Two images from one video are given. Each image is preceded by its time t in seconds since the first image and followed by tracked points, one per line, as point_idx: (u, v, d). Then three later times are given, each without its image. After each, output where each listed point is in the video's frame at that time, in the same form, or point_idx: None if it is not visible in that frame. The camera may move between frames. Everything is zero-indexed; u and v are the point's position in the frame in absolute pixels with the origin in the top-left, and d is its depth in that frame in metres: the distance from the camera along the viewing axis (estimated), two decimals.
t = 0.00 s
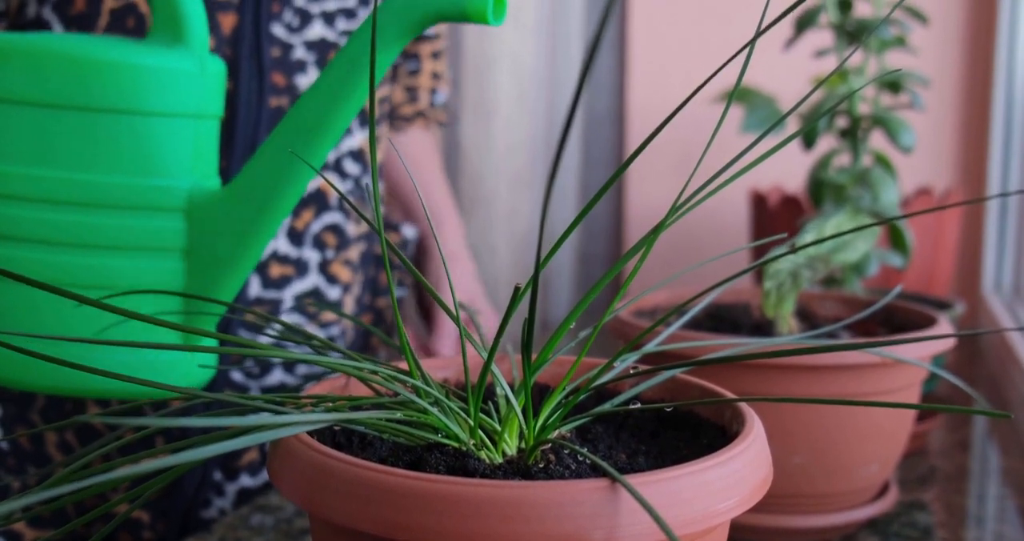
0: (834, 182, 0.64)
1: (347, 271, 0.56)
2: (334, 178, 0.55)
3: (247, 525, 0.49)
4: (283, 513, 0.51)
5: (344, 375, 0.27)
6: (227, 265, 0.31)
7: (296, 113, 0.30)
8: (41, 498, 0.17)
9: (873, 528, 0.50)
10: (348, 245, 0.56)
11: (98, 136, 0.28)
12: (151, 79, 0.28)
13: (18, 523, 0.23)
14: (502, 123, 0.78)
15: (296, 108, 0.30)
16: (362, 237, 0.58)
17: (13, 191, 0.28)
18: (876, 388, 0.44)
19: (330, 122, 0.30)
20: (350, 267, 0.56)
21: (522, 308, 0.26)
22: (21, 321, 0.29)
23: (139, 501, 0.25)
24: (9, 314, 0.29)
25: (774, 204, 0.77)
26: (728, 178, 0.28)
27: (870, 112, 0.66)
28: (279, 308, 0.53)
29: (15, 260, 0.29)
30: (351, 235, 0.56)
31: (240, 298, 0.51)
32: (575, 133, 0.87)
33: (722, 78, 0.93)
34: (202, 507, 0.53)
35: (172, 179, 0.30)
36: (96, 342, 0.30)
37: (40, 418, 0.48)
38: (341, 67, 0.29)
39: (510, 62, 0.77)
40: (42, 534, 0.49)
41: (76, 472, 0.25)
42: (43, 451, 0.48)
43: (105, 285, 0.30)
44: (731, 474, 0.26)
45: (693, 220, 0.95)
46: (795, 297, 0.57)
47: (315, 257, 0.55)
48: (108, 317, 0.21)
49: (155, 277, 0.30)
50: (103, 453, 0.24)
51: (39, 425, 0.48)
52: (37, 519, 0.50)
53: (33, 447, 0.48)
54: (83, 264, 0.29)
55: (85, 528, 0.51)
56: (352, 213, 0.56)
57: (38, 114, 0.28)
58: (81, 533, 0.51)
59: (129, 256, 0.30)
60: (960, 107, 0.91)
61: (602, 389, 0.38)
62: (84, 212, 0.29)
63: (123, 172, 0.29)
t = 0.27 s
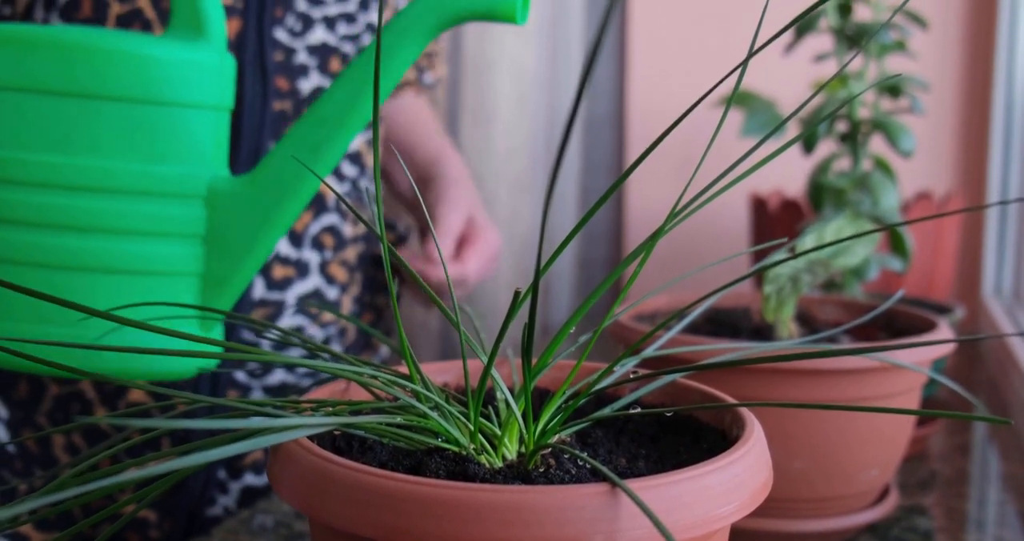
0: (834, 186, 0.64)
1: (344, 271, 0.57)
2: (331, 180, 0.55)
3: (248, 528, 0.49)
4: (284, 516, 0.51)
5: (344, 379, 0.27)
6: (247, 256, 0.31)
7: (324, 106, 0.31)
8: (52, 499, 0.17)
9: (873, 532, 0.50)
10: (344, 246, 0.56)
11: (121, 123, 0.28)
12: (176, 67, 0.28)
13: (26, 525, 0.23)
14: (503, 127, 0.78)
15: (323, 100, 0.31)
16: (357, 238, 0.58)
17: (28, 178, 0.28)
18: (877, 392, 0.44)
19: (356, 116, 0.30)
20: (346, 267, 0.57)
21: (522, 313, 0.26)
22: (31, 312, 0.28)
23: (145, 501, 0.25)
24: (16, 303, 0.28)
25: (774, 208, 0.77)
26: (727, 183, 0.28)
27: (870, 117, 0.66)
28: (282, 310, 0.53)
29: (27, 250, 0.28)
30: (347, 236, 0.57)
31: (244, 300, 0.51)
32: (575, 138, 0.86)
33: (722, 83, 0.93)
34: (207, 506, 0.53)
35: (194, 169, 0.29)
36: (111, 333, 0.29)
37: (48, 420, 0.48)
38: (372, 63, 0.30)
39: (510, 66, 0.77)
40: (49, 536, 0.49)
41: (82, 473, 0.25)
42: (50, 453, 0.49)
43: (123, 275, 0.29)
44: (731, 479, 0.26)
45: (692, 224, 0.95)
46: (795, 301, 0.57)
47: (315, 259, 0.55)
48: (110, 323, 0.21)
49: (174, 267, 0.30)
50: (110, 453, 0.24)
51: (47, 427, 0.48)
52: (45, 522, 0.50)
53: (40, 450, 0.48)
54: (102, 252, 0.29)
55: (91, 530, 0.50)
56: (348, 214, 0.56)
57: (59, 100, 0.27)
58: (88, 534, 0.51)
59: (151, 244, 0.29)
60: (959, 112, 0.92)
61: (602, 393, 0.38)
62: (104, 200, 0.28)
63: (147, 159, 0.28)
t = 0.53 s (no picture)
0: (834, 189, 0.64)
1: (341, 272, 0.57)
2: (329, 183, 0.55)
3: (249, 532, 0.49)
4: (285, 519, 0.51)
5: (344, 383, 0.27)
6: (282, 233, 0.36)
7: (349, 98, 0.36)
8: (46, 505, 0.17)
9: (874, 536, 0.50)
10: (342, 248, 0.57)
11: (168, 120, 0.31)
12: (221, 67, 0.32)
13: (33, 524, 0.24)
14: (502, 130, 0.78)
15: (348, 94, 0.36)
16: (356, 240, 0.58)
17: (81, 172, 0.31)
18: (877, 395, 0.44)
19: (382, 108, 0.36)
20: (344, 269, 0.57)
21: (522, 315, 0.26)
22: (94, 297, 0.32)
23: (148, 502, 0.25)
24: (76, 291, 0.32)
25: (773, 211, 0.77)
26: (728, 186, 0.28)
27: (870, 120, 0.66)
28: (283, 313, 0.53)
29: (80, 241, 0.31)
30: (345, 238, 0.57)
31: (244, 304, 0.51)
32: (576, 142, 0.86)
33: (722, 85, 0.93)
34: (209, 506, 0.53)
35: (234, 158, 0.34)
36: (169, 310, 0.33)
37: (53, 423, 0.48)
38: (395, 62, 0.36)
39: (510, 69, 0.77)
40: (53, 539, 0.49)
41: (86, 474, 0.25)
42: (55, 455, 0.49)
43: (172, 258, 0.33)
44: (731, 482, 0.26)
45: (693, 226, 0.95)
46: (795, 304, 0.57)
47: (314, 261, 0.55)
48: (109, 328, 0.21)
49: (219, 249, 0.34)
50: (114, 455, 0.25)
51: (52, 429, 0.48)
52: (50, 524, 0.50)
53: (44, 452, 0.48)
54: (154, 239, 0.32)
55: (96, 530, 0.51)
56: (346, 216, 0.56)
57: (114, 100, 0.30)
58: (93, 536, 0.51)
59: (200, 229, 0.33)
60: (960, 115, 0.92)
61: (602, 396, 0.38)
62: (155, 191, 0.32)
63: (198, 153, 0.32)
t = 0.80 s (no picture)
0: (834, 192, 0.64)
1: (341, 277, 0.57)
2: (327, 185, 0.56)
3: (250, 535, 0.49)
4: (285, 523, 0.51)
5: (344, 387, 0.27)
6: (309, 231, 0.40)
7: (377, 105, 0.41)
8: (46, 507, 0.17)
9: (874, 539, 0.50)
10: (342, 252, 0.57)
11: (210, 125, 0.37)
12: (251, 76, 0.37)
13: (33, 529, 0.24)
14: (502, 133, 0.78)
15: (378, 101, 0.41)
16: (356, 243, 0.58)
17: (134, 173, 0.36)
18: (877, 398, 0.44)
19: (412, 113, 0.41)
20: (344, 274, 0.57)
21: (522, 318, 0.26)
22: (137, 287, 0.36)
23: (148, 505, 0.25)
24: (129, 279, 0.36)
25: (773, 214, 0.77)
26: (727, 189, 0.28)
27: (870, 123, 0.66)
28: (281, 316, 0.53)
29: (129, 236, 0.36)
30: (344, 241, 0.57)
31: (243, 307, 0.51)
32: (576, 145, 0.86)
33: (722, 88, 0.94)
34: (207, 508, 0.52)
35: (261, 163, 0.39)
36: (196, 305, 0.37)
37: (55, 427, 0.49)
38: (429, 64, 0.41)
39: (508, 72, 0.77)
40: None
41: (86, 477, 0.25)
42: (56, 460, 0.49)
43: (208, 251, 0.37)
44: (731, 485, 0.26)
45: (693, 229, 0.95)
46: (795, 307, 0.57)
47: (312, 264, 0.55)
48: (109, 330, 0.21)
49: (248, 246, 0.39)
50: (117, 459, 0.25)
51: (53, 434, 0.48)
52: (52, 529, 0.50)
53: (46, 457, 0.48)
54: (189, 233, 0.37)
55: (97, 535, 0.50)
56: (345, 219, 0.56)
57: (155, 107, 0.35)
58: None
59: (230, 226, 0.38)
60: (959, 117, 0.92)
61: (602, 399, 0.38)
62: (198, 191, 0.37)
63: (230, 155, 0.37)
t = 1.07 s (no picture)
0: (834, 195, 0.64)
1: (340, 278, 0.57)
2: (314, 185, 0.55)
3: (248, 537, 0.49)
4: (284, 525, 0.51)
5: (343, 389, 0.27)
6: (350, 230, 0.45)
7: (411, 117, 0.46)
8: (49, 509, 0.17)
9: None
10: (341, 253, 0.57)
11: (266, 137, 0.40)
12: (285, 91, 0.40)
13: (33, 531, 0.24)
14: (502, 135, 0.77)
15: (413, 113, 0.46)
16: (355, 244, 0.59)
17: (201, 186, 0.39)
18: (877, 401, 0.44)
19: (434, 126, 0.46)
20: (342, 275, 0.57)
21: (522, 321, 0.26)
22: (199, 288, 0.40)
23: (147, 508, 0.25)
24: (197, 286, 0.40)
25: (773, 217, 0.77)
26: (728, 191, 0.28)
27: (870, 126, 0.66)
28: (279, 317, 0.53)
29: (197, 245, 0.40)
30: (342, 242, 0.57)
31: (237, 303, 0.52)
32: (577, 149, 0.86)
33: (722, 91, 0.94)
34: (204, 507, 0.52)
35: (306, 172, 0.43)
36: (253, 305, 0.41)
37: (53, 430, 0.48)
38: (460, 78, 0.46)
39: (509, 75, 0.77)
40: None
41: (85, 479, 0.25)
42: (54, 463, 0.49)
43: (265, 254, 0.41)
44: (731, 488, 0.26)
45: (693, 232, 0.95)
46: (794, 310, 0.57)
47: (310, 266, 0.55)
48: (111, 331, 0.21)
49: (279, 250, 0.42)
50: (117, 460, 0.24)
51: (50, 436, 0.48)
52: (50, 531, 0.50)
53: (44, 460, 0.48)
54: (227, 240, 0.40)
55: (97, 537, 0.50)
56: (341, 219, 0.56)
57: (196, 123, 0.39)
58: None
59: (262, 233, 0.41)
60: (959, 121, 0.92)
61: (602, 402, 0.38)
62: (256, 199, 0.41)
63: (262, 166, 0.40)
